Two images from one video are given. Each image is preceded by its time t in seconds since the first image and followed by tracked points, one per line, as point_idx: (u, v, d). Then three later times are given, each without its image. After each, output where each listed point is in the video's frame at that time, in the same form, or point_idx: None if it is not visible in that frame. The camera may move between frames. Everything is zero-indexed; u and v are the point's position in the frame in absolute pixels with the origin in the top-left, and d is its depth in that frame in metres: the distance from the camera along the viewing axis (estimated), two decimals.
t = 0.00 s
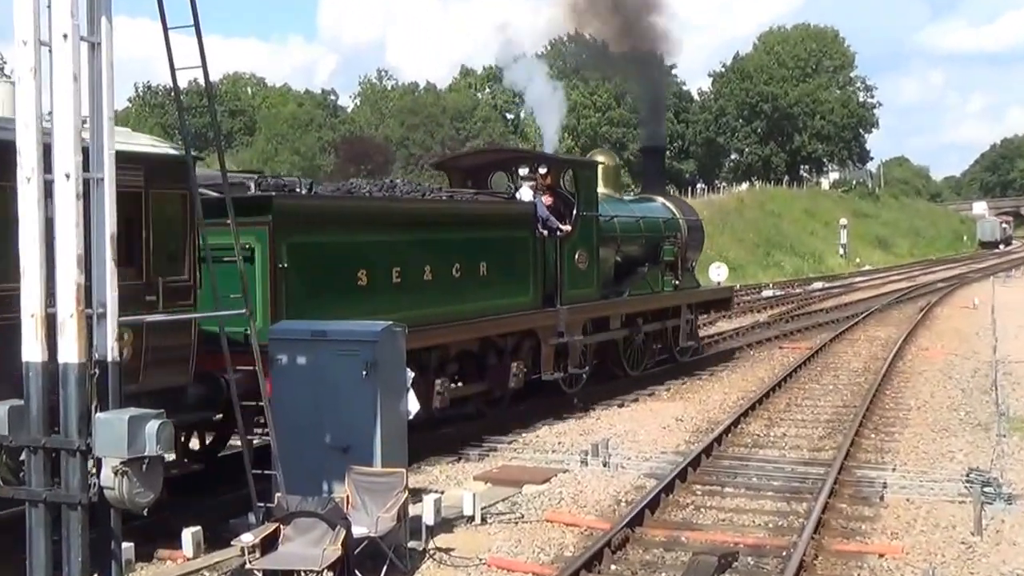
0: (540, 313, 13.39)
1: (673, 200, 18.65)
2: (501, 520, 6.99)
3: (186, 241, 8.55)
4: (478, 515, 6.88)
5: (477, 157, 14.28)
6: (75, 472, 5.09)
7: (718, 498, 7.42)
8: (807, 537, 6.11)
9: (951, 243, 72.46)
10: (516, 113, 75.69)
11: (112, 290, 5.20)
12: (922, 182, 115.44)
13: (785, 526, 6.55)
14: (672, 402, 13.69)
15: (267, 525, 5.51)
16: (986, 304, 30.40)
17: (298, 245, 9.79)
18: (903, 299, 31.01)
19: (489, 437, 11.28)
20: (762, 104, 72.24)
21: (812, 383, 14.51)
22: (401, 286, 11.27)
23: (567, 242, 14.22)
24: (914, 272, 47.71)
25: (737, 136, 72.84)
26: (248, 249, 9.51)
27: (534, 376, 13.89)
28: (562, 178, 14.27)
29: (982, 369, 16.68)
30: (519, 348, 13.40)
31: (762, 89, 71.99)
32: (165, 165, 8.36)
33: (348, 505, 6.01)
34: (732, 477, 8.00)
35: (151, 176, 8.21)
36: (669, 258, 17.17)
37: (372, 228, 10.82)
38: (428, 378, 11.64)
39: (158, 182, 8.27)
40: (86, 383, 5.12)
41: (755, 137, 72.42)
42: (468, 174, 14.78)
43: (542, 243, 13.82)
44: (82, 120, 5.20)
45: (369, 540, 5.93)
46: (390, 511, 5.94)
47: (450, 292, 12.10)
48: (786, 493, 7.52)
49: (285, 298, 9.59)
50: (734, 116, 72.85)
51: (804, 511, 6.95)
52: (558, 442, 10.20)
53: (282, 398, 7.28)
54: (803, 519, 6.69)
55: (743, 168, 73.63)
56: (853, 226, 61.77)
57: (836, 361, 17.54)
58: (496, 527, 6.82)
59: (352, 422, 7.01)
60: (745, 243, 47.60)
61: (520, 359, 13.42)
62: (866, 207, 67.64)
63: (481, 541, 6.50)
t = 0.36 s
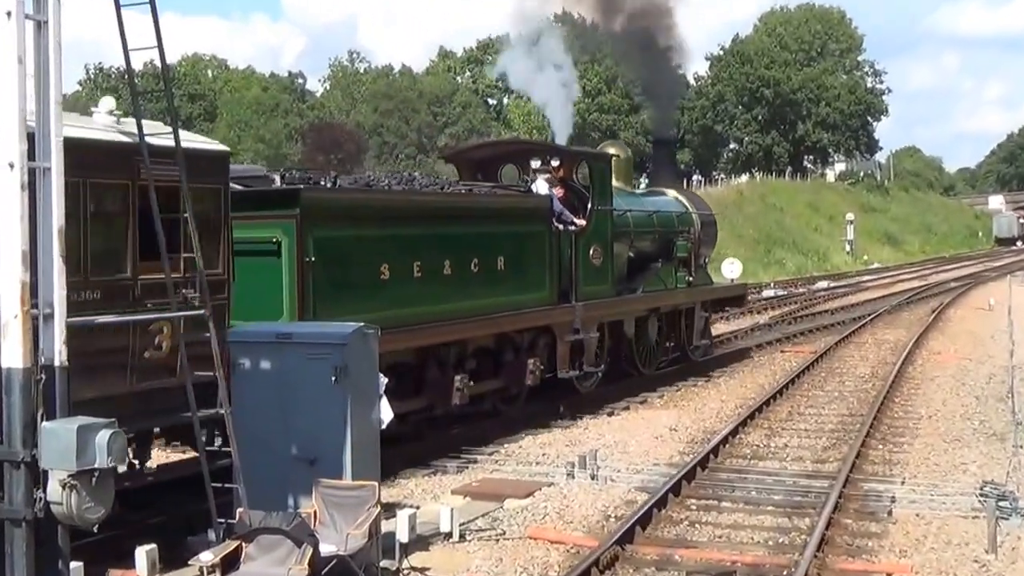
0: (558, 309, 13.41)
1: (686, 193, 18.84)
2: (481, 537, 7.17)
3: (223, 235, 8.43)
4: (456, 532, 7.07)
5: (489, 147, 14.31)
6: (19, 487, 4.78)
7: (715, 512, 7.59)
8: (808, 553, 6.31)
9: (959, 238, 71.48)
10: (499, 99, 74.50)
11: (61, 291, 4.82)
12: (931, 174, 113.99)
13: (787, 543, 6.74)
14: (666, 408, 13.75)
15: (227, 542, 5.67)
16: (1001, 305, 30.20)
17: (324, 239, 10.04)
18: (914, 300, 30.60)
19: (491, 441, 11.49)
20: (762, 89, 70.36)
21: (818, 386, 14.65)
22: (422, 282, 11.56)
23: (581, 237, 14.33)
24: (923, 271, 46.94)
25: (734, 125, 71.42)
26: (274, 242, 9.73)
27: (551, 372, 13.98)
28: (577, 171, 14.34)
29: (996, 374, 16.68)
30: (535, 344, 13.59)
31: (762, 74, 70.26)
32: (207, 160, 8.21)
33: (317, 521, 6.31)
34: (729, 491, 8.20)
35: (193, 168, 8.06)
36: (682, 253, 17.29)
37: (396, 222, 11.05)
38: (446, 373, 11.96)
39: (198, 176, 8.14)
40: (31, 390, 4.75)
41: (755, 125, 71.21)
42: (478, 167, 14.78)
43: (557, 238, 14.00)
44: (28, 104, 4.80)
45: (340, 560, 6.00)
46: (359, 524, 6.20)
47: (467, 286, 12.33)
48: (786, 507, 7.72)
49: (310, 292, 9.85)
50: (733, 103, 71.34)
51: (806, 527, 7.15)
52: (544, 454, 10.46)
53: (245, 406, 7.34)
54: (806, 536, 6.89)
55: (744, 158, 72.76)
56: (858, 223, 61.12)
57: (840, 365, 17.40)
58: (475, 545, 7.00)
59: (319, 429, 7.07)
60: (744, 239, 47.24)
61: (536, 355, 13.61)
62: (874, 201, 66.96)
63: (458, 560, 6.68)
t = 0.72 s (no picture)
0: (568, 305, 14.06)
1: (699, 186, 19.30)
2: (459, 555, 7.35)
3: (253, 226, 9.35)
4: (429, 550, 7.20)
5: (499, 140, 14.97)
6: None
7: (712, 529, 7.78)
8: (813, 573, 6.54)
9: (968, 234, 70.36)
10: (479, 82, 73.64)
11: None
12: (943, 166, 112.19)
13: (788, 563, 6.94)
14: (660, 416, 13.76)
15: (186, 563, 5.71)
16: (1019, 304, 29.93)
17: (346, 230, 10.68)
18: (926, 300, 30.18)
19: (490, 447, 11.70)
20: (762, 74, 69.64)
21: (827, 389, 14.82)
22: (441, 276, 12.15)
23: (596, 231, 14.85)
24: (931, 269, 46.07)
25: (735, 111, 71.23)
26: (297, 234, 10.39)
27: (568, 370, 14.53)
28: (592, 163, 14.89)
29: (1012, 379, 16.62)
30: (551, 339, 14.12)
31: (763, 56, 69.44)
32: (236, 152, 9.18)
33: (281, 538, 6.70)
34: (727, 505, 8.37)
35: (222, 161, 9.03)
36: (697, 248, 17.71)
37: (414, 215, 11.67)
38: (463, 368, 12.60)
39: (228, 168, 9.11)
40: None
41: (755, 112, 70.70)
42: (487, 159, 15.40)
43: (575, 232, 14.56)
44: None
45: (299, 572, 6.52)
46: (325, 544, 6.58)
47: (483, 281, 12.88)
48: (787, 523, 7.93)
49: (335, 285, 10.51)
50: (732, 87, 71.15)
51: (808, 545, 7.34)
52: (526, 466, 10.44)
53: (207, 412, 7.31)
54: (808, 555, 7.08)
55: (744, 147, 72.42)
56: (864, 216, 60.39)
57: (845, 369, 17.20)
58: (451, 565, 7.17)
59: (284, 437, 7.07)
60: (745, 234, 46.84)
61: (552, 352, 14.08)
62: (881, 194, 66.46)
63: None
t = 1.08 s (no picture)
0: (587, 301, 14.30)
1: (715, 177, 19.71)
2: None
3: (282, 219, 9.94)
4: (402, 571, 7.13)
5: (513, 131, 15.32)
6: None
7: (709, 549, 7.92)
8: None
9: (980, 231, 69.17)
10: (459, 63, 72.27)
11: None
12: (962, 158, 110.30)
13: None
14: (656, 425, 13.63)
15: None
16: None
17: (374, 223, 10.92)
18: (939, 300, 30.05)
19: (488, 454, 11.81)
20: (767, 56, 68.26)
21: (833, 396, 14.91)
22: (463, 269, 12.40)
23: (615, 224, 15.18)
24: (946, 268, 45.33)
25: (737, 96, 70.32)
26: (322, 226, 10.66)
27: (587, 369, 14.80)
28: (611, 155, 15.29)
29: None
30: (571, 335, 14.30)
31: (767, 37, 68.32)
32: (269, 142, 9.77)
33: (241, 558, 6.86)
34: (727, 524, 8.51)
35: (255, 153, 9.62)
36: (714, 243, 18.16)
37: (440, 207, 11.92)
38: (484, 365, 12.71)
39: (260, 159, 9.69)
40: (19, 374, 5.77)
41: (758, 97, 69.74)
42: (497, 150, 15.64)
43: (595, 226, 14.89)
44: None
45: None
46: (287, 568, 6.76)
47: (506, 274, 13.10)
48: (790, 543, 8.07)
49: (360, 277, 10.73)
50: (733, 70, 69.67)
51: (816, 566, 7.49)
52: (508, 481, 10.42)
53: (162, 423, 7.26)
54: None
55: (744, 135, 71.93)
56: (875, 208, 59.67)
57: (854, 375, 16.94)
58: None
59: (245, 448, 7.08)
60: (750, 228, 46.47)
61: (572, 347, 14.23)
62: (893, 186, 65.95)
63: None
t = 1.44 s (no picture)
0: (602, 298, 14.73)
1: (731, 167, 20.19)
2: None
3: (307, 210, 10.23)
4: None
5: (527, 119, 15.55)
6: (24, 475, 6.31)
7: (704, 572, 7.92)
8: None
9: (995, 227, 68.01)
10: (433, 41, 72.55)
11: None
12: (983, 146, 108.81)
13: None
14: (648, 436, 13.41)
15: None
16: None
17: (399, 215, 11.44)
18: (956, 300, 29.80)
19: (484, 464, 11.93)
20: (769, 32, 67.55)
21: (836, 402, 14.85)
22: (483, 263, 12.92)
23: (633, 215, 15.80)
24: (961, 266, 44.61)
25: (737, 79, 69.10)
26: (347, 217, 11.12)
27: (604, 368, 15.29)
28: (630, 143, 15.76)
29: None
30: (586, 334, 14.79)
31: (770, 13, 67.30)
32: (294, 132, 10.04)
33: None
34: (726, 545, 8.53)
35: (283, 143, 9.94)
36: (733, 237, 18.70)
37: (463, 199, 12.47)
38: (502, 362, 13.17)
39: (288, 149, 10.01)
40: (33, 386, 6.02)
41: (760, 79, 69.01)
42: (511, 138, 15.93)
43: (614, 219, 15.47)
44: None
45: None
46: None
47: (524, 266, 13.61)
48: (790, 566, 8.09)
49: (386, 270, 11.26)
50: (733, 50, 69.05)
51: None
52: (487, 498, 10.37)
53: (103, 431, 7.14)
54: None
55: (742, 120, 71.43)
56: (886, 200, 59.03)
57: (861, 382, 16.59)
58: None
59: (198, 459, 6.99)
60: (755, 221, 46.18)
61: (589, 346, 14.77)
62: (904, 176, 65.28)
63: None
